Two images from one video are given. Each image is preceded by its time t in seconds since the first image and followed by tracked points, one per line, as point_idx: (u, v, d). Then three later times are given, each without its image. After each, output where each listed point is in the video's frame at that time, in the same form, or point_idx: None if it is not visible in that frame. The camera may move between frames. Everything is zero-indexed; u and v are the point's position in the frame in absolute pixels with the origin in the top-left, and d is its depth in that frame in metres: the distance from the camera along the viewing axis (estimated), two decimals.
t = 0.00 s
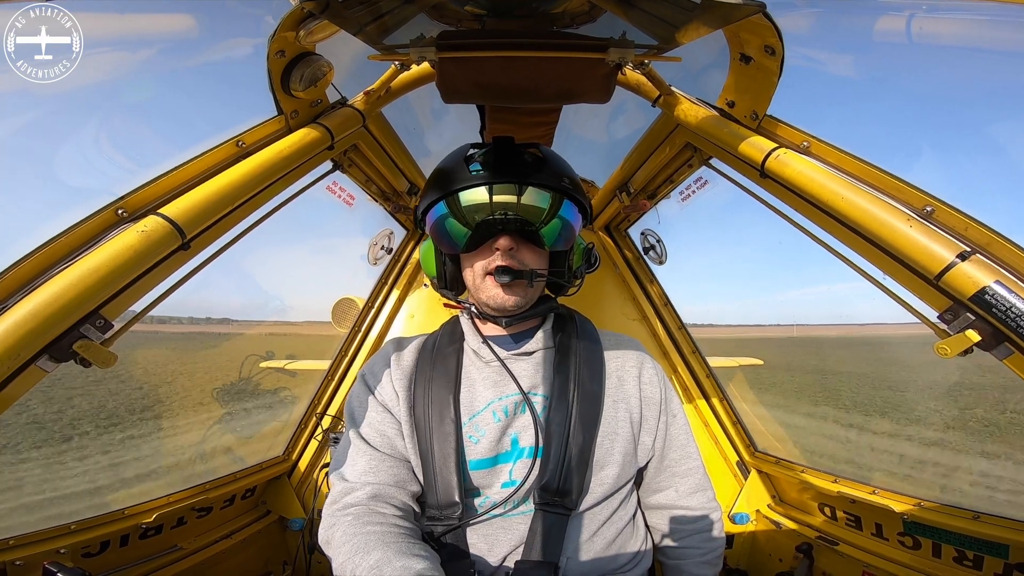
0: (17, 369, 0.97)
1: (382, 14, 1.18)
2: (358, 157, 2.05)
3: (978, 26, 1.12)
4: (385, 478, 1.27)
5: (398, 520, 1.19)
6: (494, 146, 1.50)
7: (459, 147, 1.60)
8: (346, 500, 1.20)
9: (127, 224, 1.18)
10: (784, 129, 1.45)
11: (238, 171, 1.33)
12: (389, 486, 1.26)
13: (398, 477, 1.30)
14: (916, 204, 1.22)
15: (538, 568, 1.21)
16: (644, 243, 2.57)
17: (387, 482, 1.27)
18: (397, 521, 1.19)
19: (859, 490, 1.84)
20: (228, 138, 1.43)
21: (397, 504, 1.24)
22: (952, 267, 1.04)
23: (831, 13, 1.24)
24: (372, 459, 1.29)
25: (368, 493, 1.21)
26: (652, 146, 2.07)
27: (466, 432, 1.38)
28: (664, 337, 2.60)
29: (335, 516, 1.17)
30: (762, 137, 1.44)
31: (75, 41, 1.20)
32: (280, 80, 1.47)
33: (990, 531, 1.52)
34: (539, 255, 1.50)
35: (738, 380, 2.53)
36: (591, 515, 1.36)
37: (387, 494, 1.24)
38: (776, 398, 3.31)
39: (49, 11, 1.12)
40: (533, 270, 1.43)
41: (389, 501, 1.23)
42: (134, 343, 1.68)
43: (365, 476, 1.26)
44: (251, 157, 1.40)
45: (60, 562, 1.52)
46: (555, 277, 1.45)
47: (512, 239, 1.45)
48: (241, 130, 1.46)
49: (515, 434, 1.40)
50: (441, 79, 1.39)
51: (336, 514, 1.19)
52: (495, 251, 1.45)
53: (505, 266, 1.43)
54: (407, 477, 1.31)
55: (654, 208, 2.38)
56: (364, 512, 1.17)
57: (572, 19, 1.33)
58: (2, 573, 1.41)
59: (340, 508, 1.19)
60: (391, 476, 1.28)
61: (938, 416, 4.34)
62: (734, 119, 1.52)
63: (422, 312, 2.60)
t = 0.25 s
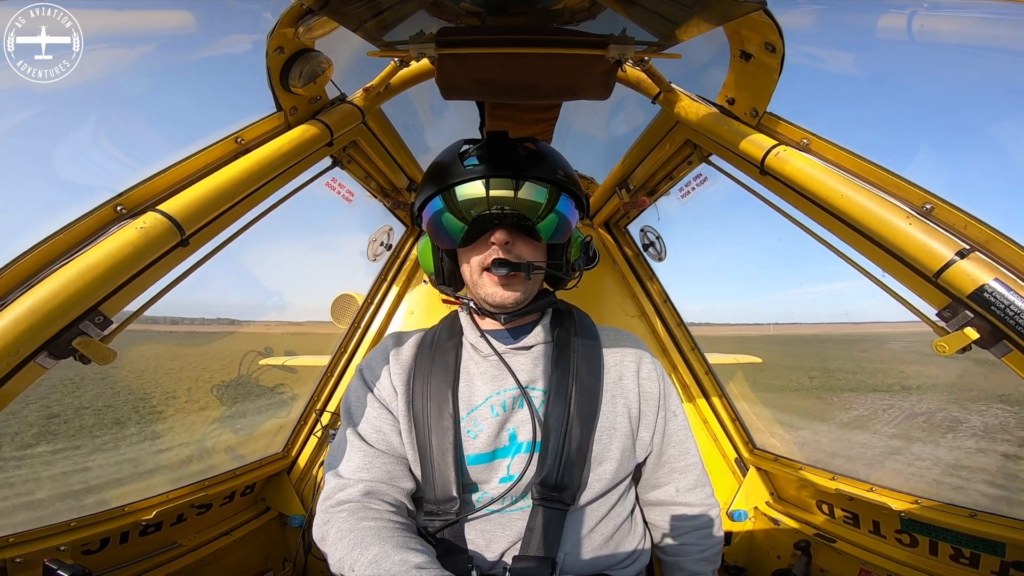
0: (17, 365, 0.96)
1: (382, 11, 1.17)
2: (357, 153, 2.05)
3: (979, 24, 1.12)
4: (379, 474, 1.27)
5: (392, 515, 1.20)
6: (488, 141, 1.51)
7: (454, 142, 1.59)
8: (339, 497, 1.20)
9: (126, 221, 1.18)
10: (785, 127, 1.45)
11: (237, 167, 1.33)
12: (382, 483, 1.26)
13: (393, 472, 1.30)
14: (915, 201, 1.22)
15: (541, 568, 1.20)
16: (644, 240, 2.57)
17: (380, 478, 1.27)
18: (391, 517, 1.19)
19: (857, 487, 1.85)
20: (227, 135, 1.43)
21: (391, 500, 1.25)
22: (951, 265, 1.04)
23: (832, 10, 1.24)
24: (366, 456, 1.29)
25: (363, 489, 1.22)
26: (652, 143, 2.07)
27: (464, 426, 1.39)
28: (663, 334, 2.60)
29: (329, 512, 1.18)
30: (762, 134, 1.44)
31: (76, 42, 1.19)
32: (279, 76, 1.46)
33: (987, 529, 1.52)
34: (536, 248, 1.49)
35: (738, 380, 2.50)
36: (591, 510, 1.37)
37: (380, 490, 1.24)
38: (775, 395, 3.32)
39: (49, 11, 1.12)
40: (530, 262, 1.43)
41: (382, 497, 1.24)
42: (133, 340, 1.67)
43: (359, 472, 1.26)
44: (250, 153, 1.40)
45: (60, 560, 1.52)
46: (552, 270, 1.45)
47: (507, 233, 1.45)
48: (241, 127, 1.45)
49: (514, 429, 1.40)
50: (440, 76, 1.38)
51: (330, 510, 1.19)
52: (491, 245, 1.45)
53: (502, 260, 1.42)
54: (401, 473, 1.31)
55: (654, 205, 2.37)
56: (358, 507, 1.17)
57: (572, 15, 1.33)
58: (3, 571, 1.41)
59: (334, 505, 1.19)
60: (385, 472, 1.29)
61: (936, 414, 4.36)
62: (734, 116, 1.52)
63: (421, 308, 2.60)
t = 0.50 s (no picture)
0: (15, 365, 0.96)
1: (381, 11, 1.17)
2: (356, 153, 2.05)
3: (978, 25, 1.12)
4: (381, 474, 1.27)
5: (394, 515, 1.20)
6: (489, 144, 1.50)
7: (454, 147, 1.59)
8: (341, 496, 1.21)
9: (125, 221, 1.18)
10: (784, 128, 1.45)
11: (236, 167, 1.33)
12: (384, 483, 1.26)
13: (395, 473, 1.30)
14: (914, 203, 1.22)
15: (541, 568, 1.21)
16: (643, 240, 2.57)
17: (383, 478, 1.27)
18: (393, 516, 1.19)
19: (855, 488, 1.85)
20: (227, 135, 1.43)
21: (393, 500, 1.25)
22: (949, 266, 1.04)
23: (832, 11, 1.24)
24: (369, 456, 1.29)
25: (365, 490, 1.22)
26: (651, 144, 2.07)
27: (467, 428, 1.39)
28: (662, 335, 2.60)
29: (332, 512, 1.18)
30: (762, 135, 1.44)
31: (75, 42, 1.19)
32: (279, 77, 1.46)
33: (984, 530, 1.52)
34: (537, 248, 1.51)
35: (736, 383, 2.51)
36: (593, 512, 1.37)
37: (383, 490, 1.24)
38: (773, 396, 3.32)
39: (49, 11, 1.12)
40: (530, 261, 1.44)
41: (385, 497, 1.24)
42: (131, 340, 1.67)
43: (362, 472, 1.26)
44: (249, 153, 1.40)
45: (58, 560, 1.52)
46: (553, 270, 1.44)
47: (507, 233, 1.46)
48: (240, 127, 1.45)
49: (516, 430, 1.40)
50: (440, 77, 1.38)
51: (332, 510, 1.19)
52: (492, 245, 1.47)
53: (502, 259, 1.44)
54: (404, 473, 1.31)
55: (653, 205, 2.37)
56: (361, 507, 1.17)
57: (572, 15, 1.33)
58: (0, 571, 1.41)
59: (337, 504, 1.19)
60: (388, 472, 1.29)
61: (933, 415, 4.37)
62: (733, 117, 1.52)
63: (421, 309, 2.60)
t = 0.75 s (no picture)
0: (15, 367, 0.96)
1: (381, 12, 1.17)
2: (356, 156, 2.05)
3: (976, 26, 1.13)
4: (388, 478, 1.27)
5: (399, 518, 1.19)
6: (497, 145, 1.50)
7: (461, 153, 1.59)
8: (347, 499, 1.20)
9: (125, 223, 1.18)
10: (782, 129, 1.46)
11: (235, 170, 1.33)
12: (391, 486, 1.26)
13: (401, 476, 1.30)
14: (913, 204, 1.22)
15: (546, 568, 1.21)
16: (643, 242, 2.57)
17: (389, 481, 1.27)
18: (398, 519, 1.19)
19: (856, 489, 1.85)
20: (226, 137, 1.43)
21: (399, 503, 1.24)
22: (947, 268, 1.04)
23: (830, 12, 1.24)
24: (375, 460, 1.29)
25: (371, 493, 1.21)
26: (651, 145, 2.07)
27: (475, 432, 1.39)
28: (663, 337, 2.60)
29: (338, 514, 1.18)
30: (761, 136, 1.44)
31: (75, 42, 1.20)
32: (278, 79, 1.46)
33: (985, 530, 1.52)
34: (540, 255, 1.49)
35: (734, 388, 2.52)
36: (597, 515, 1.37)
37: (389, 494, 1.24)
38: (772, 397, 3.32)
39: (49, 11, 1.12)
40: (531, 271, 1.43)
41: (391, 500, 1.23)
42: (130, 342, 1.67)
43: (368, 476, 1.26)
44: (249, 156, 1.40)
45: (57, 562, 1.52)
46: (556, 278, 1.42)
47: (510, 241, 1.45)
48: (240, 129, 1.46)
49: (523, 436, 1.40)
50: (440, 79, 1.39)
51: (338, 512, 1.19)
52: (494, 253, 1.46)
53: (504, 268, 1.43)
54: (409, 477, 1.31)
55: (653, 207, 2.37)
56: (366, 509, 1.17)
57: (571, 18, 1.30)
58: None
59: (342, 507, 1.19)
60: (394, 476, 1.28)
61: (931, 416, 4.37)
62: (732, 119, 1.53)
63: (421, 311, 2.60)
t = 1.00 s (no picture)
0: (15, 368, 0.96)
1: (382, 14, 1.17)
2: (356, 157, 2.05)
3: (976, 27, 1.13)
4: (387, 476, 1.27)
5: (398, 518, 1.19)
6: (498, 147, 1.51)
7: (464, 151, 1.60)
8: (348, 496, 1.20)
9: (125, 224, 1.18)
10: (782, 130, 1.46)
11: (237, 172, 1.33)
12: (391, 484, 1.26)
13: (400, 474, 1.29)
14: (914, 205, 1.22)
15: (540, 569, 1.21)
16: (643, 244, 2.57)
17: (389, 479, 1.27)
18: (397, 519, 1.18)
19: (857, 491, 1.85)
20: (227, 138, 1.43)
21: (398, 501, 1.24)
22: (948, 269, 1.04)
23: (830, 14, 1.25)
24: (375, 456, 1.29)
25: (370, 491, 1.21)
26: (651, 147, 2.08)
27: (471, 433, 1.38)
28: (662, 339, 2.60)
29: (337, 512, 1.17)
30: (761, 137, 1.44)
31: (75, 42, 1.20)
32: (279, 80, 1.47)
33: (986, 532, 1.52)
34: (538, 264, 1.50)
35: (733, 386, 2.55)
36: (598, 514, 1.38)
37: (388, 492, 1.24)
38: (773, 399, 3.32)
39: (49, 11, 1.12)
40: (530, 281, 1.44)
41: (389, 499, 1.23)
42: (130, 343, 1.67)
43: (368, 473, 1.25)
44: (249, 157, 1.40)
45: (56, 563, 1.51)
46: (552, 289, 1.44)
47: (508, 248, 1.45)
48: (240, 130, 1.46)
49: (519, 437, 1.40)
50: (440, 81, 1.39)
51: (337, 510, 1.18)
52: (493, 260, 1.46)
53: (502, 276, 1.44)
54: (408, 475, 1.31)
55: (653, 209, 2.37)
56: (365, 508, 1.17)
57: (571, 19, 1.33)
58: None
59: (342, 504, 1.19)
60: (394, 474, 1.28)
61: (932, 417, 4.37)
62: (733, 120, 1.53)
63: (421, 312, 2.60)
